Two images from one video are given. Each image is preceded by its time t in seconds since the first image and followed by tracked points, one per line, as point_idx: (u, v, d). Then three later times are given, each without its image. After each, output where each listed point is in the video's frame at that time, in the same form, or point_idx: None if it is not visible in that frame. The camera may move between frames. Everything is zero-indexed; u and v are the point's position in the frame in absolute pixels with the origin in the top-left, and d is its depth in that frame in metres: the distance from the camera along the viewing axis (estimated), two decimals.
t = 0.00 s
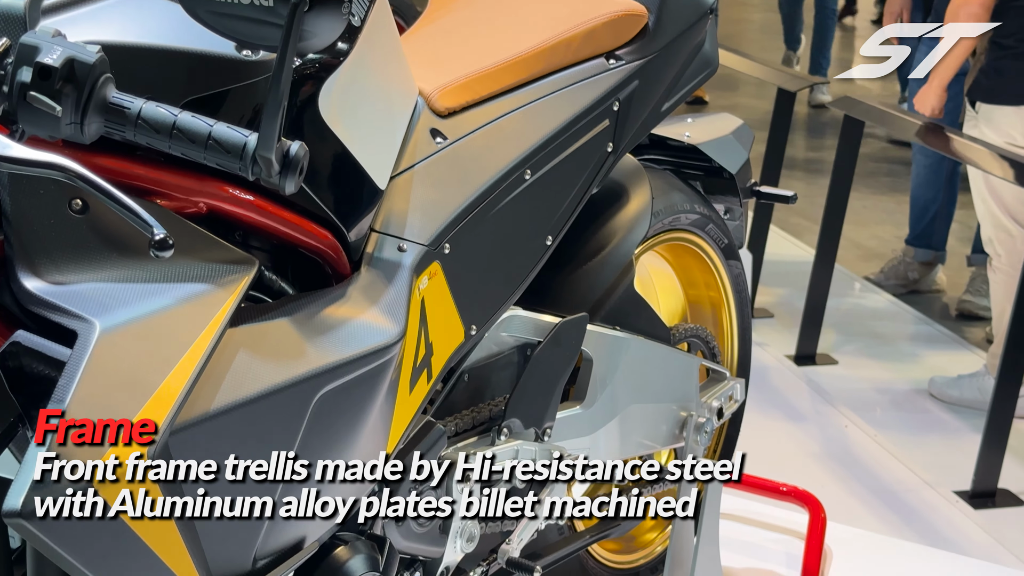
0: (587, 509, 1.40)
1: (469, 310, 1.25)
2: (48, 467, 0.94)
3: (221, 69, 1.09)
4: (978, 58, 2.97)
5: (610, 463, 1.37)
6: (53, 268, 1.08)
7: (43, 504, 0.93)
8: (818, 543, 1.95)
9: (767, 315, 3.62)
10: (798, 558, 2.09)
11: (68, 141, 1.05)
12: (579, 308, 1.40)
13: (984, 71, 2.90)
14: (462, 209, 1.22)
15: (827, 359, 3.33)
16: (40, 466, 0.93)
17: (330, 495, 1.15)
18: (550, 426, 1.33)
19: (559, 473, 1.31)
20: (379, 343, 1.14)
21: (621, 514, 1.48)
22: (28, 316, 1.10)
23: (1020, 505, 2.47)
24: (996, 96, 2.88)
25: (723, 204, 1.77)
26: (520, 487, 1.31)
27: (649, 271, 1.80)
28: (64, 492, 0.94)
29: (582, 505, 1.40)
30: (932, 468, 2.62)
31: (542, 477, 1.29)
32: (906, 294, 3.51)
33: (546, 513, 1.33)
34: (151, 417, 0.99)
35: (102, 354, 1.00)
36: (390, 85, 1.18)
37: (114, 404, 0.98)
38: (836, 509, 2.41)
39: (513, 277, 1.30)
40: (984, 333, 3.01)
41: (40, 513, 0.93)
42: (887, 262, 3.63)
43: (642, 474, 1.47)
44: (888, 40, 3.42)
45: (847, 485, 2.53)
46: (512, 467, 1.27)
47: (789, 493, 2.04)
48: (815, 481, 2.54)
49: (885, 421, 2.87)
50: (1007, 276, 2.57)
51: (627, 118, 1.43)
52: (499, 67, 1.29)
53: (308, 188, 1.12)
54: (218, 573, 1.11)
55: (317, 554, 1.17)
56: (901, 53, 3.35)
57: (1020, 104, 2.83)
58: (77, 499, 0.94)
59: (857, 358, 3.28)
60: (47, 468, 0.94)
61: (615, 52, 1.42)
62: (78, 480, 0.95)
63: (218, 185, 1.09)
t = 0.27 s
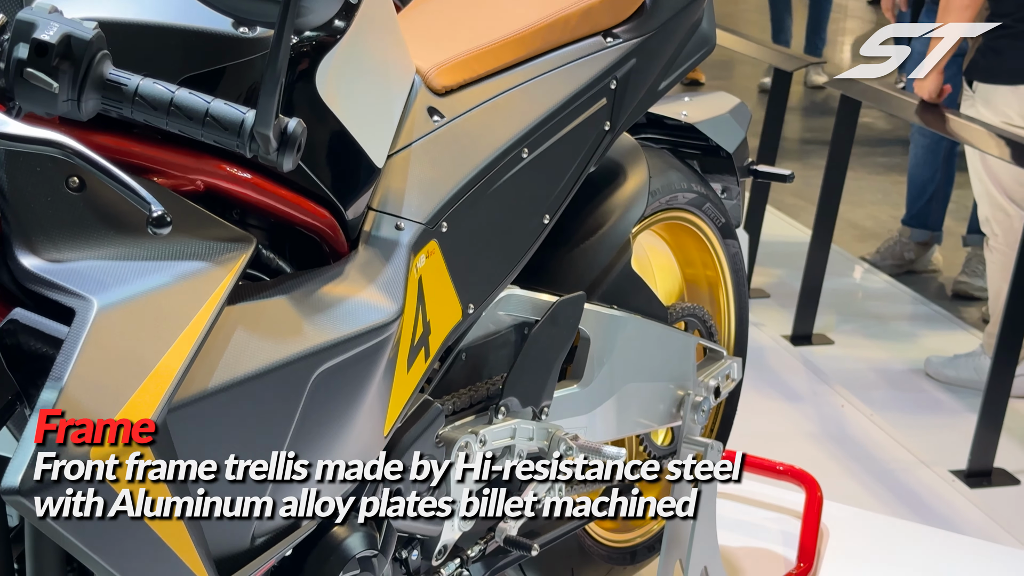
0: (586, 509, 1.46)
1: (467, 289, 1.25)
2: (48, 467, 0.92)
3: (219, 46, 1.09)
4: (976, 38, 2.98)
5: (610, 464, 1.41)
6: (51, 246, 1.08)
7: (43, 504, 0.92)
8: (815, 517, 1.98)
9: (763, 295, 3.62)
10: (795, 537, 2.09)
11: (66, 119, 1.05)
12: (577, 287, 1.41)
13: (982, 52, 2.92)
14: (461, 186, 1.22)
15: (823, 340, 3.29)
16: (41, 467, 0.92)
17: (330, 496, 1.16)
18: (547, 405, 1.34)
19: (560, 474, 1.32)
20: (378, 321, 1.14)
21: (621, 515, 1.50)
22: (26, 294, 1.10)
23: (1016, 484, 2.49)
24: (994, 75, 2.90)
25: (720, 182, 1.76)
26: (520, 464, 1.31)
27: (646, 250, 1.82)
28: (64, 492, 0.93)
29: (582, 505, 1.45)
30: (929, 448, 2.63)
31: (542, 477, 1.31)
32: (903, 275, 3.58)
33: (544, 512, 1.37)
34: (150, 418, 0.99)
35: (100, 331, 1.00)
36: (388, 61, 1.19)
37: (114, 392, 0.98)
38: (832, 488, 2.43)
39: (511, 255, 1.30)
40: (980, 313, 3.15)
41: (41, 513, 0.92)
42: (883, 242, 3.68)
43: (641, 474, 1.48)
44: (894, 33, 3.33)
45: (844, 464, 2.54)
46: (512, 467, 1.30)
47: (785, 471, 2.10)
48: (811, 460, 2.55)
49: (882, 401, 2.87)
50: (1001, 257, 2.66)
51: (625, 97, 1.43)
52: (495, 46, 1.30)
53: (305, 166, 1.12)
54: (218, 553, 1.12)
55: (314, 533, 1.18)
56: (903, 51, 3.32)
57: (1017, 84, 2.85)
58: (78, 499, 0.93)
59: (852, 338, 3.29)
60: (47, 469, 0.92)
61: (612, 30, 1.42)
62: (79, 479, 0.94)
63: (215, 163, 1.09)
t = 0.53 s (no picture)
0: (586, 509, 1.43)
1: (464, 266, 1.25)
2: (48, 467, 0.93)
3: (215, 20, 1.09)
4: (975, 16, 2.98)
5: (609, 463, 1.45)
6: (48, 222, 1.08)
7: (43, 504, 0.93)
8: (812, 495, 2.00)
9: (761, 275, 3.68)
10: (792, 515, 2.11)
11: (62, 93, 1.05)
12: (575, 264, 1.40)
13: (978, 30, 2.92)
14: (459, 162, 1.22)
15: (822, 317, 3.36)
16: (41, 467, 0.92)
17: (330, 497, 1.17)
18: (545, 382, 1.34)
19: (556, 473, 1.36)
20: (376, 298, 1.14)
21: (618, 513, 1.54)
22: (22, 269, 1.09)
23: (1011, 462, 2.51)
24: (991, 53, 2.90)
25: (717, 160, 1.76)
26: (517, 438, 1.33)
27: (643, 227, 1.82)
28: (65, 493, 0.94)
29: (582, 505, 1.43)
30: (925, 427, 2.64)
31: (541, 477, 1.33)
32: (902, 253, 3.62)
33: (544, 512, 1.38)
34: (150, 419, 1.00)
35: (98, 307, 1.01)
36: (386, 37, 1.19)
37: (114, 371, 0.99)
38: (828, 466, 2.42)
39: (508, 232, 1.30)
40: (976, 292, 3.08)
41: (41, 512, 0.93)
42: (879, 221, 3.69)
43: (639, 473, 1.48)
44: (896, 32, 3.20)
45: (839, 441, 2.55)
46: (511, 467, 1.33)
47: (782, 450, 2.10)
48: (807, 438, 2.55)
49: (879, 381, 2.89)
50: (998, 235, 2.68)
51: (623, 74, 1.43)
52: (493, 22, 1.30)
53: (303, 142, 1.12)
54: (218, 531, 1.12)
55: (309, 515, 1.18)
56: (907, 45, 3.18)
57: (1013, 62, 2.85)
58: (78, 499, 0.95)
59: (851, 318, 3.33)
60: (48, 469, 0.93)
61: (611, 7, 1.42)
62: (79, 478, 0.95)
63: (213, 139, 1.09)
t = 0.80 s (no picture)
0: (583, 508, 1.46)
1: (463, 243, 1.25)
2: (48, 466, 0.94)
3: None
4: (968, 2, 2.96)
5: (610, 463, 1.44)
6: (47, 198, 1.08)
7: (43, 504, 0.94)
8: (810, 471, 2.04)
9: (758, 255, 3.81)
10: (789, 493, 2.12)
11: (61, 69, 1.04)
12: (574, 242, 1.41)
13: (974, 9, 2.91)
14: (459, 138, 1.22)
15: (818, 298, 3.47)
16: (41, 467, 0.93)
17: (329, 495, 1.16)
18: (545, 359, 1.34)
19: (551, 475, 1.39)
20: (376, 275, 1.15)
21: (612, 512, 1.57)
22: (22, 245, 1.10)
23: (1008, 441, 2.53)
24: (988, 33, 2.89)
25: (716, 138, 1.78)
26: (517, 416, 1.33)
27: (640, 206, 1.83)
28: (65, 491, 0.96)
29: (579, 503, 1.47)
30: (922, 406, 2.66)
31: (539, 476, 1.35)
32: (899, 232, 3.62)
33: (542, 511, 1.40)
34: (150, 404, 1.00)
35: (98, 282, 1.01)
36: (385, 14, 1.19)
37: (114, 348, 0.98)
38: (826, 446, 2.44)
39: (508, 208, 1.30)
40: (973, 271, 3.04)
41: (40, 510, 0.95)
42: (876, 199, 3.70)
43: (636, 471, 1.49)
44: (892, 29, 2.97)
45: (836, 421, 2.58)
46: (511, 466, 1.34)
47: (780, 428, 2.16)
48: (804, 417, 2.59)
49: (875, 361, 2.93)
50: (994, 215, 2.69)
51: (622, 51, 1.43)
52: None
53: (303, 119, 1.12)
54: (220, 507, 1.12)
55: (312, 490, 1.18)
56: (906, 42, 2.95)
57: (1009, 42, 2.85)
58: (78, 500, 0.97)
59: (848, 298, 3.42)
60: (48, 468, 0.94)
61: None
62: (77, 478, 0.97)
63: (212, 115, 1.09)
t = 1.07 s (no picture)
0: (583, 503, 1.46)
1: (466, 220, 1.25)
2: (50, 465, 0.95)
3: None
4: None
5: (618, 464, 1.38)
6: (49, 173, 1.07)
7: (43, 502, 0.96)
8: (811, 452, 2.03)
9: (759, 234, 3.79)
10: (790, 471, 2.13)
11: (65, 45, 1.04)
12: (576, 220, 1.41)
13: None
14: (463, 114, 1.22)
15: (818, 277, 3.44)
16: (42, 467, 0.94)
17: (330, 495, 1.15)
18: (547, 337, 1.34)
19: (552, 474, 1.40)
20: (379, 252, 1.15)
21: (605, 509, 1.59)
22: (25, 223, 1.10)
23: (1009, 419, 2.53)
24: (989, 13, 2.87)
25: (718, 116, 1.79)
26: (519, 393, 1.33)
27: (643, 184, 1.83)
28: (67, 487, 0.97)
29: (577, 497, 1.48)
30: (925, 385, 2.67)
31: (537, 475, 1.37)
32: (899, 211, 3.63)
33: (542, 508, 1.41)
34: (155, 380, 1.01)
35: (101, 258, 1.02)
36: None
37: (118, 325, 0.99)
38: (828, 424, 2.46)
39: (510, 186, 1.30)
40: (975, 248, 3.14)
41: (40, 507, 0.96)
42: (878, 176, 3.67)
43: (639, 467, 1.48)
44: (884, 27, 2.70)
45: (837, 399, 2.59)
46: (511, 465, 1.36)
47: (782, 406, 2.17)
48: (806, 395, 2.60)
49: (877, 339, 2.93)
50: (996, 192, 2.69)
51: (624, 28, 1.43)
52: None
53: (306, 95, 1.13)
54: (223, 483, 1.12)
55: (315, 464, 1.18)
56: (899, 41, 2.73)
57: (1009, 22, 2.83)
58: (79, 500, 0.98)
59: (848, 276, 3.41)
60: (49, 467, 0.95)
61: None
62: (76, 478, 0.97)
63: (215, 92, 1.09)
